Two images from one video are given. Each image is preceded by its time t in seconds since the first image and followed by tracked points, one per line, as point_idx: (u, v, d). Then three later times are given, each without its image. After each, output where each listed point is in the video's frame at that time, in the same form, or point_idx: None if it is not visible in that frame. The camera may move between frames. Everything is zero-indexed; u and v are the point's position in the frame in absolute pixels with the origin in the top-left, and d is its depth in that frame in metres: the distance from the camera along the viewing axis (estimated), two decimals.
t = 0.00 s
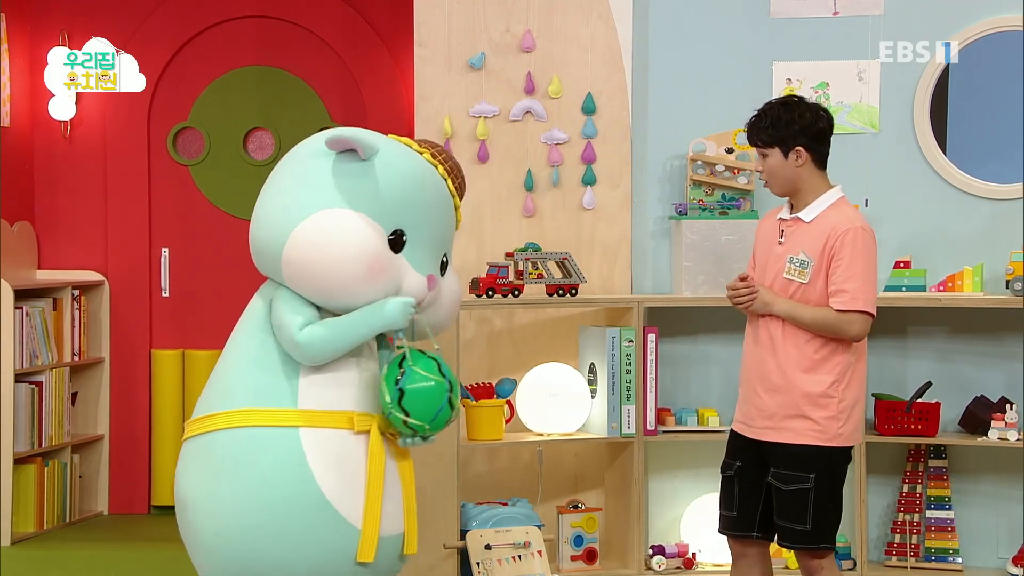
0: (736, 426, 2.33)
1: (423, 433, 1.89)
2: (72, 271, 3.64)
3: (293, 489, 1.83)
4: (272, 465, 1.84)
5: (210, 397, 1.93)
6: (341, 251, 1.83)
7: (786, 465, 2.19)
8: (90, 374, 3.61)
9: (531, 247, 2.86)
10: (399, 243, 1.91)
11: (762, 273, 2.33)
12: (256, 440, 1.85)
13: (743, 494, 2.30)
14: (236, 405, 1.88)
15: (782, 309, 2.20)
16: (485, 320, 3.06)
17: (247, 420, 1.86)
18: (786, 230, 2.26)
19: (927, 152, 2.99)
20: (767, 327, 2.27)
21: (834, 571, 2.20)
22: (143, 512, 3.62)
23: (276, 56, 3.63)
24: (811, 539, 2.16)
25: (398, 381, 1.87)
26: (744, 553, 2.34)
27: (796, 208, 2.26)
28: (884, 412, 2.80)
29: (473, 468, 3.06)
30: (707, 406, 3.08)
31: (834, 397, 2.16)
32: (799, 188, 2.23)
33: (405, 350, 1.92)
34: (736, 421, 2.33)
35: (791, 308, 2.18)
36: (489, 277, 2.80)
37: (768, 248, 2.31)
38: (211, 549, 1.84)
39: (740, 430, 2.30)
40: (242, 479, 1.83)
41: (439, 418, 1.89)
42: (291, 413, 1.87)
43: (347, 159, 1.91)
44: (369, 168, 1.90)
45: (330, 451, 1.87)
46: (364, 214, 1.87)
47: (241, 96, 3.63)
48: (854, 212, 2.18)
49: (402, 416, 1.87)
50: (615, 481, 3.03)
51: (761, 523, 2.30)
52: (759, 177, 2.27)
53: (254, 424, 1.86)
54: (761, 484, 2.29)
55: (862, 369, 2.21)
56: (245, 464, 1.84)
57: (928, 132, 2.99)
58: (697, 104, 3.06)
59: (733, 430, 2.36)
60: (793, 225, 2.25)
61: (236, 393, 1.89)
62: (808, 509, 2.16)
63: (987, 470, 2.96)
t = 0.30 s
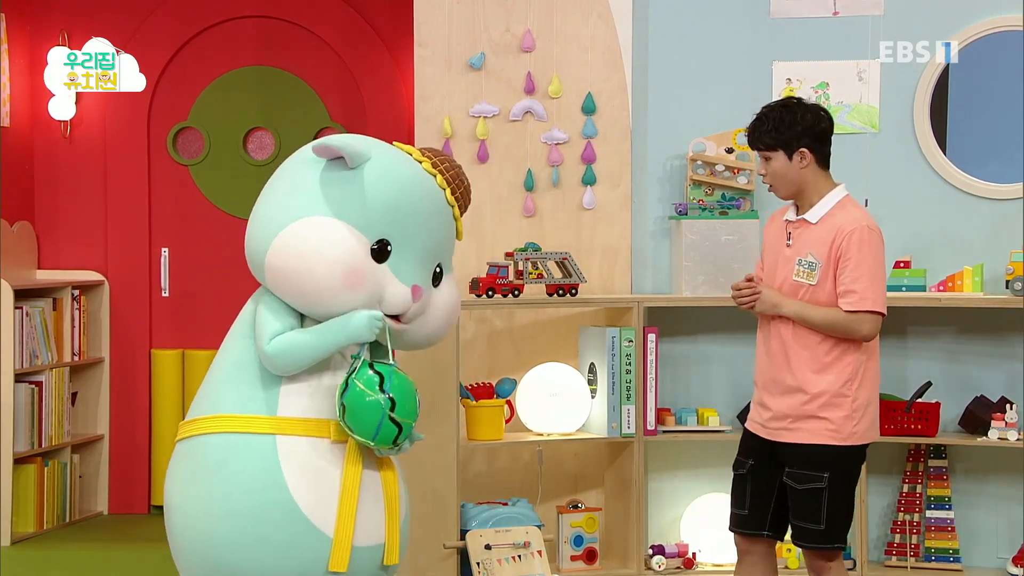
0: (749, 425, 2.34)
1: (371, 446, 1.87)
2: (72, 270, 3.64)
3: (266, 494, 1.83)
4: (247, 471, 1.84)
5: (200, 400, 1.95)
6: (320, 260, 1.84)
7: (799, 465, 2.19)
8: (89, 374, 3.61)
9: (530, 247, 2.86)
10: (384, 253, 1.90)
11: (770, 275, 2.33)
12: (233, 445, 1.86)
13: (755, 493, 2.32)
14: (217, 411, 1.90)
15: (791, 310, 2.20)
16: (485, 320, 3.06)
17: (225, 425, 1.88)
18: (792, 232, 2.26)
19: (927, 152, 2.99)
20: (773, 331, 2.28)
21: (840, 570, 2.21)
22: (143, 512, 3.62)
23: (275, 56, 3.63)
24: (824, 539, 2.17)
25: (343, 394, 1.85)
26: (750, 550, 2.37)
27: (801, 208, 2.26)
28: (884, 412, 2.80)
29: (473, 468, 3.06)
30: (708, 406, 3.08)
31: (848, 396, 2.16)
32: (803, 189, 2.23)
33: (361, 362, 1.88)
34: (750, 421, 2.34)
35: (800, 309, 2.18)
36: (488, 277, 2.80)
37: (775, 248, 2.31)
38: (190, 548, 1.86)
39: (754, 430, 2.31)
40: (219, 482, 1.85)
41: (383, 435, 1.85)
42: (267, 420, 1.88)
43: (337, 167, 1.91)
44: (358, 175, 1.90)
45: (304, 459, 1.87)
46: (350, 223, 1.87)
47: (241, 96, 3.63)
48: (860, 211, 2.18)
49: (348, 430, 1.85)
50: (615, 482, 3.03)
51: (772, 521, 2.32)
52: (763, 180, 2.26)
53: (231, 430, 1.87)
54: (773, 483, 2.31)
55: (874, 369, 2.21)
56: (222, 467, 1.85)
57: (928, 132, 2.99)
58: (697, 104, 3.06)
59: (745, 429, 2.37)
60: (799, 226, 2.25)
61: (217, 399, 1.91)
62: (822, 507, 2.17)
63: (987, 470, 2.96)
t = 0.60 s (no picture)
0: (761, 425, 2.35)
1: (428, 436, 1.88)
2: (71, 270, 3.64)
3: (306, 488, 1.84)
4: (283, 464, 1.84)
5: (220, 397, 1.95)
6: (360, 254, 1.83)
7: (809, 463, 2.20)
8: (88, 373, 3.61)
9: (530, 247, 2.86)
10: (411, 240, 1.92)
11: (777, 275, 2.33)
12: (267, 439, 1.86)
13: (762, 491, 2.33)
14: (247, 405, 1.89)
15: (792, 308, 2.17)
16: (483, 320, 3.06)
17: (257, 420, 1.87)
18: (797, 232, 2.26)
19: (926, 152, 2.99)
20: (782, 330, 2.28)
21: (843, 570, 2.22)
22: (142, 512, 3.62)
23: (275, 56, 3.63)
24: (834, 538, 2.18)
25: (399, 386, 1.86)
26: (756, 549, 2.37)
27: (806, 208, 2.27)
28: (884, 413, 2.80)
29: (472, 468, 3.06)
30: (707, 406, 3.08)
31: (856, 395, 2.16)
32: (810, 190, 2.24)
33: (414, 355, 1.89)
34: (761, 421, 2.34)
35: (803, 307, 2.16)
36: (488, 277, 2.79)
37: (782, 248, 2.31)
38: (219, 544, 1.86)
39: (766, 430, 2.31)
40: (251, 476, 1.84)
41: (441, 424, 1.86)
42: (304, 413, 1.88)
43: (354, 157, 1.91)
44: (377, 164, 1.90)
45: (341, 452, 1.87)
46: (376, 212, 1.88)
47: (241, 96, 3.63)
48: (864, 210, 2.19)
49: (407, 423, 1.86)
50: (614, 481, 3.02)
51: (778, 520, 2.34)
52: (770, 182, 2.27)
53: (264, 424, 1.87)
54: (780, 481, 2.32)
55: (882, 366, 2.20)
56: (256, 462, 1.85)
57: (927, 132, 2.99)
58: (696, 104, 3.06)
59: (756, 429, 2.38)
60: (803, 225, 2.26)
61: (247, 393, 1.90)
62: (832, 506, 2.18)
63: (986, 470, 2.96)
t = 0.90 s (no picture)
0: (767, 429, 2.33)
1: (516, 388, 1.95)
2: (69, 270, 3.64)
3: (338, 483, 1.84)
4: (312, 461, 1.84)
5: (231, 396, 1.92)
6: (383, 237, 1.84)
7: (812, 460, 2.20)
8: (85, 373, 3.61)
9: (526, 247, 2.85)
10: (419, 220, 1.94)
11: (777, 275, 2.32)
12: (296, 436, 1.85)
13: (776, 495, 2.32)
14: (272, 402, 1.87)
15: (785, 301, 2.15)
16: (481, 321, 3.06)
17: (286, 416, 1.86)
18: (796, 231, 2.26)
19: (923, 152, 2.99)
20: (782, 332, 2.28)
21: (841, 568, 2.19)
22: (138, 512, 3.62)
23: (272, 55, 3.63)
24: (832, 531, 2.16)
25: (475, 352, 1.92)
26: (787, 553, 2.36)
27: (804, 208, 2.27)
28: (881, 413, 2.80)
29: (469, 468, 3.06)
30: (703, 406, 3.08)
31: (856, 392, 2.17)
32: (809, 191, 2.24)
33: (473, 321, 1.95)
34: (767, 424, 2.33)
35: (797, 302, 2.14)
36: (484, 277, 2.79)
37: (780, 249, 2.31)
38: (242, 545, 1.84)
39: (773, 433, 2.30)
40: (278, 474, 1.83)
41: (524, 372, 1.95)
42: (331, 408, 1.88)
43: (351, 146, 1.90)
44: (374, 152, 1.90)
45: (372, 445, 1.89)
46: (382, 196, 1.88)
47: (238, 95, 3.63)
48: (861, 209, 2.19)
49: (491, 381, 1.92)
50: (611, 481, 3.02)
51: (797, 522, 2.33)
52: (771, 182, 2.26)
53: (293, 420, 1.86)
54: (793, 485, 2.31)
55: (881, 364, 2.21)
56: (284, 459, 1.84)
57: (924, 132, 2.99)
58: (692, 104, 3.06)
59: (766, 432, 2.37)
60: (801, 225, 2.26)
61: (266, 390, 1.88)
62: (832, 501, 2.17)
63: (983, 470, 2.96)
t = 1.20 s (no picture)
0: (783, 428, 2.34)
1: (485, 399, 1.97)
2: (68, 270, 3.64)
3: (324, 486, 1.85)
4: (296, 465, 1.84)
5: (217, 399, 1.92)
6: (365, 244, 1.84)
7: (830, 454, 2.20)
8: (84, 373, 3.61)
9: (525, 247, 2.85)
10: (402, 228, 1.94)
11: (781, 281, 2.32)
12: (278, 440, 1.86)
13: (794, 490, 2.32)
14: (255, 407, 1.88)
15: (780, 309, 2.13)
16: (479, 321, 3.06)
17: (269, 421, 1.86)
18: (799, 236, 2.26)
19: (922, 152, 2.99)
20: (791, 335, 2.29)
21: (853, 563, 2.18)
22: (137, 512, 3.62)
23: (271, 55, 3.63)
24: (844, 523, 2.17)
25: (448, 361, 1.94)
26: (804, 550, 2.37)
27: (806, 213, 2.27)
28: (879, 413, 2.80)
29: (467, 468, 3.06)
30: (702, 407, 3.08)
31: (873, 389, 2.17)
32: (809, 194, 2.24)
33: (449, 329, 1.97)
34: (783, 423, 2.33)
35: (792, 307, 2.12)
36: (483, 277, 2.79)
37: (783, 257, 2.31)
38: (227, 549, 1.85)
39: (791, 433, 2.30)
40: (262, 477, 1.84)
41: (496, 381, 1.97)
42: (313, 412, 1.89)
43: (338, 152, 1.91)
44: (361, 159, 1.91)
45: (355, 448, 1.89)
46: (367, 203, 1.89)
47: (236, 95, 3.63)
48: (865, 210, 2.20)
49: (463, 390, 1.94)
50: (610, 481, 3.02)
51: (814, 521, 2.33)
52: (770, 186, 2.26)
53: (276, 425, 1.86)
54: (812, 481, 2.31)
55: (899, 361, 2.22)
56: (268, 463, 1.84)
57: (923, 132, 2.99)
58: (691, 104, 3.06)
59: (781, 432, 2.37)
60: (804, 230, 2.25)
61: (249, 393, 1.89)
62: (846, 493, 2.17)
63: (982, 470, 2.96)
